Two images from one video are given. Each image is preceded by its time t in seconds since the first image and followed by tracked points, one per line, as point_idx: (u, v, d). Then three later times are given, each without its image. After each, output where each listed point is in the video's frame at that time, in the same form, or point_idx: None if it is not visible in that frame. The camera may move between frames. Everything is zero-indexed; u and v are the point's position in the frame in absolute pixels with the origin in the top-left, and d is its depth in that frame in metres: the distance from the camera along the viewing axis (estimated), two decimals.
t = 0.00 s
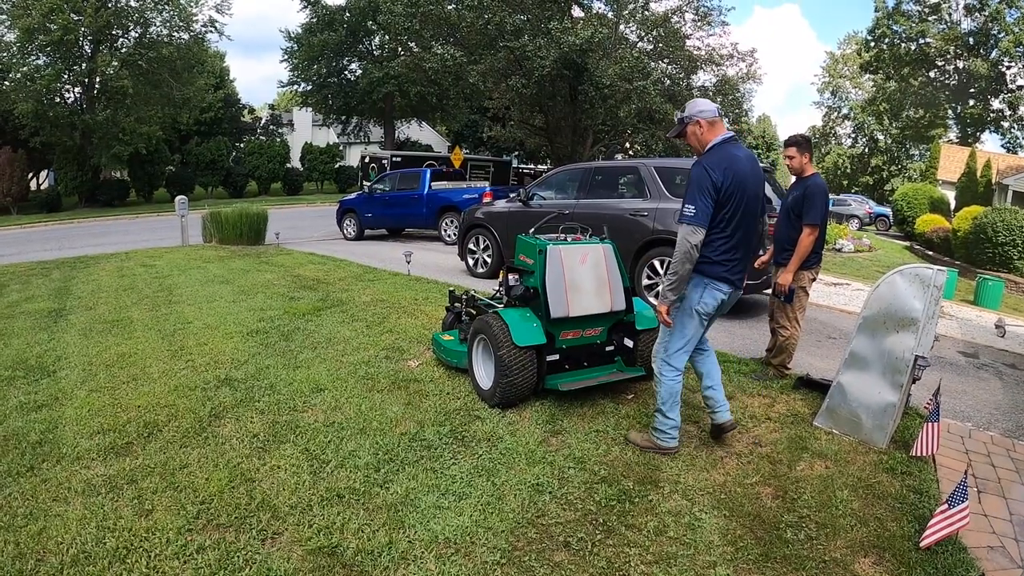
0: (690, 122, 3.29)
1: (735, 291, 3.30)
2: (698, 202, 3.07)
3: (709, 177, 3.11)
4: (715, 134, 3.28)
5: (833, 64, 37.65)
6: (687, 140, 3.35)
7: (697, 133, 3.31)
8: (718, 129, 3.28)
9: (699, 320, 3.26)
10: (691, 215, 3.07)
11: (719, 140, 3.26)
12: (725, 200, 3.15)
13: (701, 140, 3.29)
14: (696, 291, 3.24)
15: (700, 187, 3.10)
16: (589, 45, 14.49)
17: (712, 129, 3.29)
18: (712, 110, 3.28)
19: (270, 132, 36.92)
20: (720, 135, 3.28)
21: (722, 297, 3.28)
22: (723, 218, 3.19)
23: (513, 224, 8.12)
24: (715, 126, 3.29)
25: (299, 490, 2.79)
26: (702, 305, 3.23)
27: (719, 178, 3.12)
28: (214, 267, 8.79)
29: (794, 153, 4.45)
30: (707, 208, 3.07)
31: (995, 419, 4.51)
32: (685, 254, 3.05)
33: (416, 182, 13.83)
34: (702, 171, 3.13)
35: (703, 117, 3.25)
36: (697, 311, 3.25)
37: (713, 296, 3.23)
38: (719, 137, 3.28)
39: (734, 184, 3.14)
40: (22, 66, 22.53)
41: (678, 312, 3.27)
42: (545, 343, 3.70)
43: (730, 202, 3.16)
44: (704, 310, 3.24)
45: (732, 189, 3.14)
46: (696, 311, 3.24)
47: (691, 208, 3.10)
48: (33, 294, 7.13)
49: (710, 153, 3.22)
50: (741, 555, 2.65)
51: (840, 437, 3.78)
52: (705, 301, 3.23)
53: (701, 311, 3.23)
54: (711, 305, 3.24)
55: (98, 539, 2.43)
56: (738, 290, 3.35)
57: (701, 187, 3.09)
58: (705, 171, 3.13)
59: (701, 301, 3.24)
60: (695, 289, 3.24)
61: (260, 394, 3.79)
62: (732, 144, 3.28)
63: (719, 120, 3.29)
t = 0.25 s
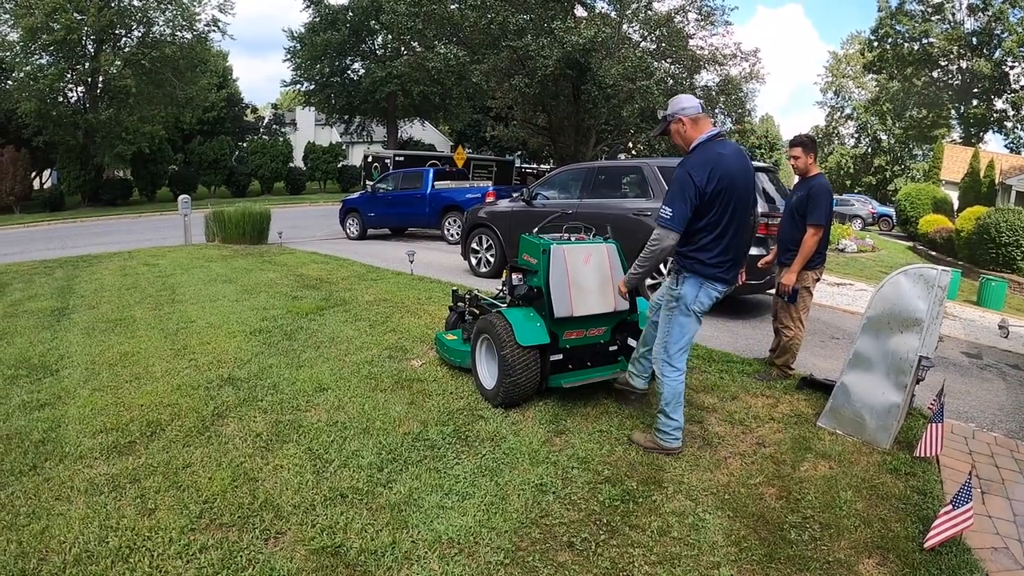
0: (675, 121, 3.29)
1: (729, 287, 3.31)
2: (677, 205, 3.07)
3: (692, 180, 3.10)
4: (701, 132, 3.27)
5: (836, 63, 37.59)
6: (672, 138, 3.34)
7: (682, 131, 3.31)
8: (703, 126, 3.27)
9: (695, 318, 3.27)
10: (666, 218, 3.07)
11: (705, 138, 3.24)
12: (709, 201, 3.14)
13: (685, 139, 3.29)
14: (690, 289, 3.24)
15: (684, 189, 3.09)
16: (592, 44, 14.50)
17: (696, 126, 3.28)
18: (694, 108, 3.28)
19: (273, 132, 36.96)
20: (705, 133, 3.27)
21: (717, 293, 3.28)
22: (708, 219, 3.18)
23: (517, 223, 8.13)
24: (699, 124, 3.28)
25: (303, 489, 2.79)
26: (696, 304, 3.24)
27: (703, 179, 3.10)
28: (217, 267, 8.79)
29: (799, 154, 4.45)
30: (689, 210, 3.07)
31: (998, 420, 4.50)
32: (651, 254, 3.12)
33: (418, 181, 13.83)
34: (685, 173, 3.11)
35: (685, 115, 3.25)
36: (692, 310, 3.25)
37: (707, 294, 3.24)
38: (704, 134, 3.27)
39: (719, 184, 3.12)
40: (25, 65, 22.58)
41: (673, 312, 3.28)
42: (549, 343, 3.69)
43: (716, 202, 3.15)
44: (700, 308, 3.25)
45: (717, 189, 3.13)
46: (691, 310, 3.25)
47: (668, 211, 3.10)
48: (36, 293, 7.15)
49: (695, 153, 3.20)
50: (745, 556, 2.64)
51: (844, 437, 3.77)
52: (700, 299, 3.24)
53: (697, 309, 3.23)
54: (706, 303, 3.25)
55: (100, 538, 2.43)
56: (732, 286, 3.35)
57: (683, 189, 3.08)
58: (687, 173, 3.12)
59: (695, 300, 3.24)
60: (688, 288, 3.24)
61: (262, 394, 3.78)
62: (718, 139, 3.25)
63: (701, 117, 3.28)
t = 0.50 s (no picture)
0: (663, 120, 3.26)
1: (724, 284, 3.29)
2: (668, 206, 3.05)
3: (680, 180, 3.08)
4: (688, 130, 3.24)
5: (839, 63, 37.47)
6: (660, 138, 3.31)
7: (670, 130, 3.27)
8: (691, 123, 3.23)
9: (690, 316, 3.26)
10: (660, 220, 3.06)
11: (693, 136, 3.21)
12: (699, 199, 3.11)
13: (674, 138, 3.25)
14: (685, 288, 3.23)
15: (673, 191, 3.07)
16: (595, 44, 14.50)
17: (684, 124, 3.25)
18: (683, 106, 3.24)
19: (276, 131, 36.98)
20: (693, 131, 3.23)
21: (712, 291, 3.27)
22: (701, 217, 3.15)
23: (519, 223, 8.12)
24: (686, 121, 3.24)
25: (305, 488, 2.78)
26: (690, 303, 3.23)
27: (691, 179, 3.08)
28: (219, 266, 8.80)
29: (803, 155, 4.43)
30: (680, 211, 3.05)
31: (1002, 421, 4.47)
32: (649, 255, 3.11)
33: (421, 181, 13.84)
34: (674, 173, 3.09)
35: (673, 114, 3.22)
36: (687, 308, 3.25)
37: (700, 293, 3.23)
38: (692, 132, 3.23)
39: (708, 183, 3.09)
40: (28, 64, 22.60)
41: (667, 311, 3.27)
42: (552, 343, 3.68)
43: (706, 200, 3.12)
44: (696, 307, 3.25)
45: (707, 188, 3.09)
46: (686, 308, 3.24)
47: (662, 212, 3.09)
48: (39, 292, 7.16)
49: (683, 152, 3.17)
50: (748, 557, 2.63)
51: (847, 438, 3.76)
52: (693, 298, 3.23)
53: (692, 308, 3.23)
54: (700, 301, 3.24)
55: (102, 537, 2.42)
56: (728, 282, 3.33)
57: (672, 190, 3.07)
58: (677, 173, 3.09)
59: (689, 299, 3.24)
60: (681, 288, 3.23)
61: (264, 393, 3.78)
62: (706, 136, 3.22)
63: (689, 115, 3.25)
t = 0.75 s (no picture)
0: (652, 123, 3.26)
1: (721, 282, 3.29)
2: (658, 204, 3.05)
3: (670, 180, 3.07)
4: (675, 134, 3.24)
5: (842, 63, 37.34)
6: (651, 140, 3.32)
7: (659, 132, 3.28)
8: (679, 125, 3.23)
9: (688, 315, 3.26)
10: (651, 218, 3.06)
11: (682, 137, 3.20)
12: (689, 197, 3.10)
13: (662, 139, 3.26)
14: (681, 287, 3.23)
15: (664, 190, 3.06)
16: (598, 43, 14.49)
17: (673, 125, 3.25)
18: (671, 106, 3.24)
19: (278, 130, 36.99)
20: (682, 131, 3.22)
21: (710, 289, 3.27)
22: (692, 215, 3.15)
23: (522, 222, 8.12)
24: (675, 122, 3.24)
25: (307, 487, 2.78)
26: (688, 301, 3.23)
27: (680, 176, 3.07)
28: (221, 264, 8.81)
29: (807, 155, 4.41)
30: (670, 210, 3.05)
31: (1005, 421, 4.46)
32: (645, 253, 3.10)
33: (423, 180, 13.84)
34: (664, 172, 3.09)
35: (661, 114, 3.22)
36: (684, 307, 3.25)
37: (698, 292, 3.23)
38: (679, 134, 3.23)
39: (699, 181, 3.08)
40: (30, 63, 22.63)
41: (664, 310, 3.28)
42: (554, 342, 3.68)
43: (697, 199, 3.11)
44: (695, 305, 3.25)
45: (698, 185, 3.09)
46: (683, 307, 3.24)
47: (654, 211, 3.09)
48: (41, 290, 7.17)
49: (671, 152, 3.17)
50: (751, 556, 2.62)
51: (849, 438, 3.75)
52: (690, 297, 3.23)
53: (689, 307, 3.23)
54: (697, 300, 3.24)
55: (104, 535, 2.42)
56: (726, 280, 3.32)
57: (663, 190, 3.06)
58: (665, 171, 3.09)
59: (686, 298, 3.24)
60: (678, 287, 3.23)
61: (267, 392, 3.77)
62: (695, 135, 3.21)
63: (678, 115, 3.24)
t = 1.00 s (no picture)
0: (645, 125, 3.29)
1: (722, 279, 3.27)
2: (653, 198, 3.06)
3: (663, 176, 3.09)
4: (668, 132, 3.25)
5: (844, 62, 37.30)
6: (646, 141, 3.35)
7: (652, 133, 3.31)
8: (671, 123, 3.24)
9: (690, 313, 3.24)
10: (647, 212, 3.06)
11: (675, 135, 3.22)
12: (684, 193, 3.11)
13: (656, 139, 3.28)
14: (680, 285, 3.21)
15: (658, 186, 3.08)
16: (600, 42, 14.51)
17: (667, 124, 3.28)
18: (665, 106, 3.27)
19: (281, 129, 37.04)
20: (674, 129, 3.24)
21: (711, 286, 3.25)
22: (688, 211, 3.15)
23: (524, 221, 8.12)
24: (668, 120, 3.27)
25: (308, 485, 2.77)
26: (689, 298, 3.21)
27: (674, 171, 3.09)
28: (223, 263, 8.81)
29: (810, 155, 4.40)
30: (665, 203, 3.05)
31: (1007, 421, 4.45)
32: (642, 248, 3.09)
33: (425, 178, 13.84)
34: (658, 168, 3.11)
35: (654, 114, 3.25)
36: (685, 306, 3.23)
37: (699, 288, 3.20)
38: (672, 132, 3.24)
39: (692, 177, 3.10)
40: (33, 62, 22.65)
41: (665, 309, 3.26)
42: (556, 341, 3.67)
43: (692, 193, 3.12)
44: (697, 302, 3.23)
45: (691, 180, 3.10)
46: (684, 305, 3.22)
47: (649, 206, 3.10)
48: (44, 289, 7.17)
49: (664, 150, 3.19)
50: (753, 556, 2.61)
51: (852, 437, 3.74)
52: (691, 294, 3.21)
53: (690, 304, 3.21)
54: (699, 297, 3.22)
55: (105, 533, 2.42)
56: (728, 277, 3.30)
57: (656, 186, 3.08)
58: (660, 166, 3.11)
59: (687, 296, 3.21)
60: (678, 284, 3.21)
61: (268, 390, 3.77)
62: (689, 133, 3.24)
63: (671, 114, 3.27)
